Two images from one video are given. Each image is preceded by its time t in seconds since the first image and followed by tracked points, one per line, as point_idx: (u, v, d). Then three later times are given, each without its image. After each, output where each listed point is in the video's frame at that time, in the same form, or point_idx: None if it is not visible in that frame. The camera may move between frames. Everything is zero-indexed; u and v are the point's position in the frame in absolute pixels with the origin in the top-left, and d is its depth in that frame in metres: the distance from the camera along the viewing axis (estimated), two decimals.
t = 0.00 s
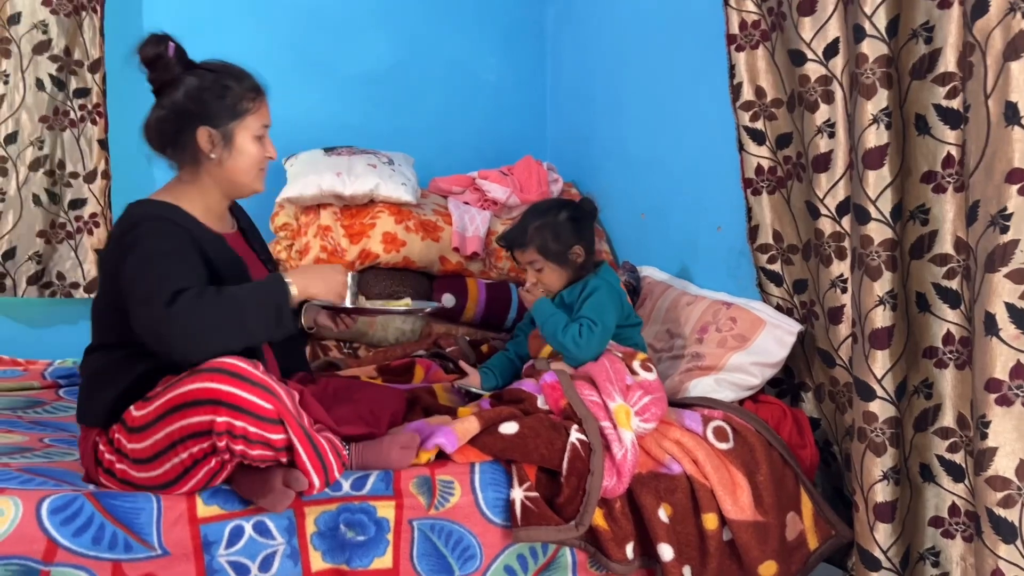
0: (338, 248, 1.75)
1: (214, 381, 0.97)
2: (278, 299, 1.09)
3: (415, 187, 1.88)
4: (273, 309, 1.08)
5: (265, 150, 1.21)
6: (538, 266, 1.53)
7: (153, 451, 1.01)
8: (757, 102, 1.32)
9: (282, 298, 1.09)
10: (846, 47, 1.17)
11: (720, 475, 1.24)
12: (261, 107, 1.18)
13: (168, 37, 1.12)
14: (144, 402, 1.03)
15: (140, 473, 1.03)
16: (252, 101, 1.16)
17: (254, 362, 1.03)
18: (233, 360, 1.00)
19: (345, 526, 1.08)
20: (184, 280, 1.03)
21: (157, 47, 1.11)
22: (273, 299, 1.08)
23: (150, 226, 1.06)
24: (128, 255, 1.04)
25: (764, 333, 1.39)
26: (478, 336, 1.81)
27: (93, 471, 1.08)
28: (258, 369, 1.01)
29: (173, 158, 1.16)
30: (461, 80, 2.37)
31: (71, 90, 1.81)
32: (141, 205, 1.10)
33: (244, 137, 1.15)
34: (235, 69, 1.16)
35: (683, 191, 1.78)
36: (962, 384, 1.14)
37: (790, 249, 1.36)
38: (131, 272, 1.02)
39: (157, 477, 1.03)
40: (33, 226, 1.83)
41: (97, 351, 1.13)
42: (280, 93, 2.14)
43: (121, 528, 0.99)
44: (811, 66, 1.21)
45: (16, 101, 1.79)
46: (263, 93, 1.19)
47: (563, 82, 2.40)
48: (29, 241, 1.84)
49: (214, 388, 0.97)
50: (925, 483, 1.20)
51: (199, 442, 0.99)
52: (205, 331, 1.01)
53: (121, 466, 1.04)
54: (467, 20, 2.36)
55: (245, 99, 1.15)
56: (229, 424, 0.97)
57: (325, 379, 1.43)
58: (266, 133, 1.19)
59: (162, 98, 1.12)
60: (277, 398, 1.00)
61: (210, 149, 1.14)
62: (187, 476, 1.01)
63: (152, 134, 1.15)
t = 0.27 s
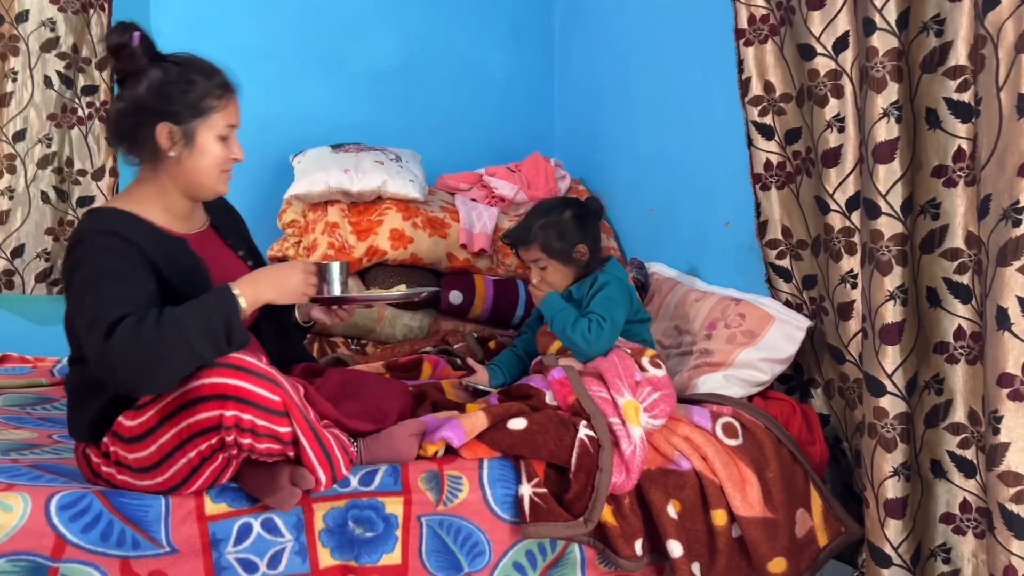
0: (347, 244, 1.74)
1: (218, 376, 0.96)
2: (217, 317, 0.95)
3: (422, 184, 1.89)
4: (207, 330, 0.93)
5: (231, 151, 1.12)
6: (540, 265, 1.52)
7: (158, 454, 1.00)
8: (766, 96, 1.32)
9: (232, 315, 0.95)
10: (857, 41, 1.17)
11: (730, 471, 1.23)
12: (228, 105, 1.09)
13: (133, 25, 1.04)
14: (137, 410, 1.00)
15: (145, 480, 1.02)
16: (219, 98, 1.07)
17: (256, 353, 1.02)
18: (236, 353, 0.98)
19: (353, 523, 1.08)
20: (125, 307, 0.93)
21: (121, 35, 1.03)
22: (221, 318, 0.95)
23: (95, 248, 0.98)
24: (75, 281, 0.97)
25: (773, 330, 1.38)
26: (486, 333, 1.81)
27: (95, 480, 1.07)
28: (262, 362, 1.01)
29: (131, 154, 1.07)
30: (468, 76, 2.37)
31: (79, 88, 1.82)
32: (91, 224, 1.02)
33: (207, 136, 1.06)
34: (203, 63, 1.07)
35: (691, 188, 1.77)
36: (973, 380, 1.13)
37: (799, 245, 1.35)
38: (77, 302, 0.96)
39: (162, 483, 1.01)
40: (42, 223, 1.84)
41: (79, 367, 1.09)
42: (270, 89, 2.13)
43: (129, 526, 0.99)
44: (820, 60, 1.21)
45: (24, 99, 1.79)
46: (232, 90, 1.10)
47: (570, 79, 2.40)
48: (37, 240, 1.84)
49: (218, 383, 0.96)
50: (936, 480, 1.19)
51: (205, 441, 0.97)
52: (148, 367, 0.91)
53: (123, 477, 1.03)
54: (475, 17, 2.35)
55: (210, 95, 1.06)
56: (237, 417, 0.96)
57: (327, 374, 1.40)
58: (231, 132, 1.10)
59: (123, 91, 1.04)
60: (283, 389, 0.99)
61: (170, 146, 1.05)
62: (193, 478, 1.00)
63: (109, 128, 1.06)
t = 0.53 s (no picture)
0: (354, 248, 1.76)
1: (235, 375, 0.97)
2: (191, 319, 0.92)
3: (434, 186, 1.89)
4: (183, 335, 0.91)
5: (213, 160, 1.10)
6: (539, 275, 1.54)
7: (172, 459, 1.01)
8: (777, 98, 1.32)
9: (208, 316, 0.93)
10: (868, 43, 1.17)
11: (740, 472, 1.24)
12: (207, 111, 1.08)
13: (113, 31, 1.03)
14: (144, 420, 1.02)
15: (160, 488, 1.03)
16: (197, 105, 1.06)
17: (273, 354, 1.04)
18: (253, 353, 1.00)
19: (366, 523, 1.09)
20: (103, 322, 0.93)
21: (101, 41, 1.03)
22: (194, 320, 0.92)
23: (66, 265, 0.97)
24: (52, 299, 0.96)
25: (785, 331, 1.38)
26: (496, 334, 1.82)
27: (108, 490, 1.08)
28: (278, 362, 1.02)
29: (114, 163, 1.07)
30: (479, 78, 2.38)
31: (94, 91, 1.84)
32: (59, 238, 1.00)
33: (184, 144, 1.05)
34: (182, 70, 1.05)
35: (702, 190, 1.77)
36: (985, 382, 1.13)
37: (811, 246, 1.35)
38: (58, 321, 0.95)
39: (177, 488, 1.03)
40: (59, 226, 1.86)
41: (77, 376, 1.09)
42: (283, 92, 2.14)
43: (144, 526, 1.00)
44: (831, 62, 1.21)
45: (41, 102, 1.81)
46: (213, 98, 1.09)
47: (581, 81, 2.41)
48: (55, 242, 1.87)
49: (236, 381, 0.97)
50: (948, 482, 1.19)
51: (221, 440, 0.98)
52: (131, 382, 0.91)
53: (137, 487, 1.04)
54: (486, 20, 2.36)
55: (187, 103, 1.05)
56: (253, 416, 0.97)
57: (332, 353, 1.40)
58: (212, 140, 1.09)
59: (103, 99, 1.04)
60: (296, 385, 1.00)
61: (146, 155, 1.04)
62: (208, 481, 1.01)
63: (91, 134, 1.06)
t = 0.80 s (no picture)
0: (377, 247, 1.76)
1: (252, 413, 0.99)
2: (182, 327, 0.93)
3: (452, 188, 1.90)
4: (172, 341, 0.93)
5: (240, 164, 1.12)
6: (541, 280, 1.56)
7: (188, 476, 1.02)
8: (795, 100, 1.32)
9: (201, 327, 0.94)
10: (888, 45, 1.17)
11: (758, 473, 1.24)
12: (239, 117, 1.10)
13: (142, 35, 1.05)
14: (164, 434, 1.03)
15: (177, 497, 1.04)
16: (230, 110, 1.08)
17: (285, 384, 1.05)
18: (266, 387, 1.02)
19: (385, 524, 1.10)
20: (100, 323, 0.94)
21: (131, 44, 1.04)
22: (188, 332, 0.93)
23: (74, 262, 0.98)
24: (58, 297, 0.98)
25: (802, 333, 1.38)
26: (512, 335, 1.83)
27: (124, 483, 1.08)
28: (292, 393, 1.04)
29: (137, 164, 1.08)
30: (494, 80, 2.38)
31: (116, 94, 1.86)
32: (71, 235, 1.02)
33: (217, 149, 1.07)
34: (211, 74, 1.08)
35: (719, 192, 1.78)
36: (1005, 385, 1.12)
37: (829, 248, 1.35)
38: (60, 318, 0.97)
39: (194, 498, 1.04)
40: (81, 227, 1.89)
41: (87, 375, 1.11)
42: (301, 95, 2.16)
43: (169, 526, 1.02)
44: (850, 63, 1.21)
45: (64, 106, 1.83)
46: (243, 104, 1.11)
47: (597, 83, 2.41)
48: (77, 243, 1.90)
49: (253, 419, 0.99)
50: (967, 484, 1.18)
51: (238, 470, 1.00)
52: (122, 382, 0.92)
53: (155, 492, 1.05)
54: (503, 23, 2.37)
55: (221, 109, 1.07)
56: (270, 450, 0.99)
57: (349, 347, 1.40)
58: (240, 146, 1.11)
59: (131, 100, 1.05)
60: (311, 417, 1.03)
61: (180, 158, 1.05)
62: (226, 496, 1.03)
63: (117, 140, 1.07)
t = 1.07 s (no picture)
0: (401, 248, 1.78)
1: (284, 413, 1.00)
2: (241, 334, 0.95)
3: (473, 189, 1.92)
4: (230, 346, 0.94)
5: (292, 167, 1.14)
6: (562, 262, 1.56)
7: (220, 473, 1.02)
8: (818, 103, 1.32)
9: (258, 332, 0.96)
10: (914, 48, 1.17)
11: (782, 474, 1.24)
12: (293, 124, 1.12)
13: (203, 43, 1.09)
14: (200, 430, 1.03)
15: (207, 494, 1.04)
16: (285, 117, 1.10)
17: (316, 386, 1.06)
18: (297, 388, 1.03)
19: (413, 523, 1.10)
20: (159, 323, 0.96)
21: (193, 51, 1.08)
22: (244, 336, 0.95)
23: (134, 261, 1.00)
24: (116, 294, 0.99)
25: (827, 335, 1.39)
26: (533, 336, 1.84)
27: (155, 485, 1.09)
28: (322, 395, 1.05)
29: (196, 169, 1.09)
30: (514, 82, 2.39)
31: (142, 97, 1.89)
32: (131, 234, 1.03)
33: (272, 154, 1.09)
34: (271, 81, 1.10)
35: (742, 194, 1.78)
36: None
37: (853, 251, 1.35)
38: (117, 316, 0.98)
39: (224, 497, 1.04)
40: (107, 228, 1.91)
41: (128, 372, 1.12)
42: (323, 98, 2.17)
43: (199, 523, 1.02)
44: (875, 66, 1.21)
45: (92, 108, 1.86)
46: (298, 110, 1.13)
47: (617, 85, 2.41)
48: (103, 244, 1.92)
49: (286, 418, 1.00)
50: (993, 487, 1.18)
51: (269, 468, 1.00)
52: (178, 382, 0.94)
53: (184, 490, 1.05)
54: (524, 25, 2.38)
55: (278, 114, 1.09)
56: (300, 451, 1.00)
57: (388, 359, 1.42)
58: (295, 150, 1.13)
59: (190, 106, 1.07)
60: (342, 419, 1.04)
61: (237, 162, 1.07)
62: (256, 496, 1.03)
63: (176, 144, 1.08)
